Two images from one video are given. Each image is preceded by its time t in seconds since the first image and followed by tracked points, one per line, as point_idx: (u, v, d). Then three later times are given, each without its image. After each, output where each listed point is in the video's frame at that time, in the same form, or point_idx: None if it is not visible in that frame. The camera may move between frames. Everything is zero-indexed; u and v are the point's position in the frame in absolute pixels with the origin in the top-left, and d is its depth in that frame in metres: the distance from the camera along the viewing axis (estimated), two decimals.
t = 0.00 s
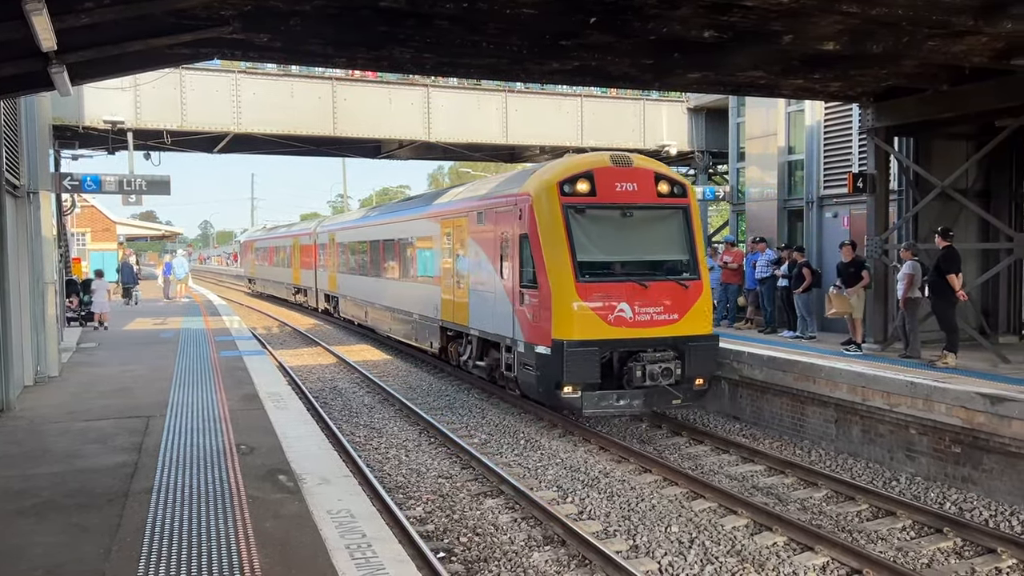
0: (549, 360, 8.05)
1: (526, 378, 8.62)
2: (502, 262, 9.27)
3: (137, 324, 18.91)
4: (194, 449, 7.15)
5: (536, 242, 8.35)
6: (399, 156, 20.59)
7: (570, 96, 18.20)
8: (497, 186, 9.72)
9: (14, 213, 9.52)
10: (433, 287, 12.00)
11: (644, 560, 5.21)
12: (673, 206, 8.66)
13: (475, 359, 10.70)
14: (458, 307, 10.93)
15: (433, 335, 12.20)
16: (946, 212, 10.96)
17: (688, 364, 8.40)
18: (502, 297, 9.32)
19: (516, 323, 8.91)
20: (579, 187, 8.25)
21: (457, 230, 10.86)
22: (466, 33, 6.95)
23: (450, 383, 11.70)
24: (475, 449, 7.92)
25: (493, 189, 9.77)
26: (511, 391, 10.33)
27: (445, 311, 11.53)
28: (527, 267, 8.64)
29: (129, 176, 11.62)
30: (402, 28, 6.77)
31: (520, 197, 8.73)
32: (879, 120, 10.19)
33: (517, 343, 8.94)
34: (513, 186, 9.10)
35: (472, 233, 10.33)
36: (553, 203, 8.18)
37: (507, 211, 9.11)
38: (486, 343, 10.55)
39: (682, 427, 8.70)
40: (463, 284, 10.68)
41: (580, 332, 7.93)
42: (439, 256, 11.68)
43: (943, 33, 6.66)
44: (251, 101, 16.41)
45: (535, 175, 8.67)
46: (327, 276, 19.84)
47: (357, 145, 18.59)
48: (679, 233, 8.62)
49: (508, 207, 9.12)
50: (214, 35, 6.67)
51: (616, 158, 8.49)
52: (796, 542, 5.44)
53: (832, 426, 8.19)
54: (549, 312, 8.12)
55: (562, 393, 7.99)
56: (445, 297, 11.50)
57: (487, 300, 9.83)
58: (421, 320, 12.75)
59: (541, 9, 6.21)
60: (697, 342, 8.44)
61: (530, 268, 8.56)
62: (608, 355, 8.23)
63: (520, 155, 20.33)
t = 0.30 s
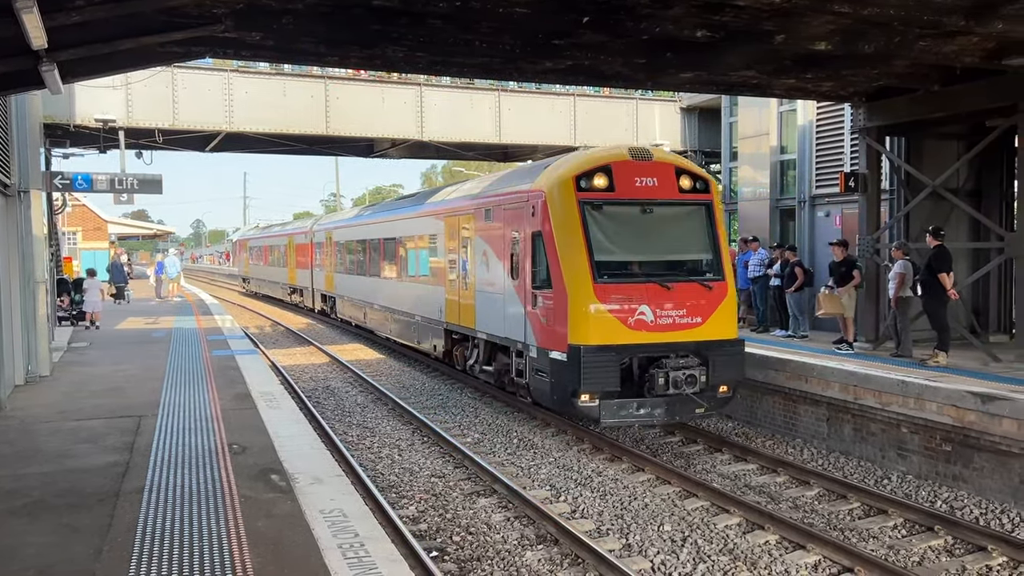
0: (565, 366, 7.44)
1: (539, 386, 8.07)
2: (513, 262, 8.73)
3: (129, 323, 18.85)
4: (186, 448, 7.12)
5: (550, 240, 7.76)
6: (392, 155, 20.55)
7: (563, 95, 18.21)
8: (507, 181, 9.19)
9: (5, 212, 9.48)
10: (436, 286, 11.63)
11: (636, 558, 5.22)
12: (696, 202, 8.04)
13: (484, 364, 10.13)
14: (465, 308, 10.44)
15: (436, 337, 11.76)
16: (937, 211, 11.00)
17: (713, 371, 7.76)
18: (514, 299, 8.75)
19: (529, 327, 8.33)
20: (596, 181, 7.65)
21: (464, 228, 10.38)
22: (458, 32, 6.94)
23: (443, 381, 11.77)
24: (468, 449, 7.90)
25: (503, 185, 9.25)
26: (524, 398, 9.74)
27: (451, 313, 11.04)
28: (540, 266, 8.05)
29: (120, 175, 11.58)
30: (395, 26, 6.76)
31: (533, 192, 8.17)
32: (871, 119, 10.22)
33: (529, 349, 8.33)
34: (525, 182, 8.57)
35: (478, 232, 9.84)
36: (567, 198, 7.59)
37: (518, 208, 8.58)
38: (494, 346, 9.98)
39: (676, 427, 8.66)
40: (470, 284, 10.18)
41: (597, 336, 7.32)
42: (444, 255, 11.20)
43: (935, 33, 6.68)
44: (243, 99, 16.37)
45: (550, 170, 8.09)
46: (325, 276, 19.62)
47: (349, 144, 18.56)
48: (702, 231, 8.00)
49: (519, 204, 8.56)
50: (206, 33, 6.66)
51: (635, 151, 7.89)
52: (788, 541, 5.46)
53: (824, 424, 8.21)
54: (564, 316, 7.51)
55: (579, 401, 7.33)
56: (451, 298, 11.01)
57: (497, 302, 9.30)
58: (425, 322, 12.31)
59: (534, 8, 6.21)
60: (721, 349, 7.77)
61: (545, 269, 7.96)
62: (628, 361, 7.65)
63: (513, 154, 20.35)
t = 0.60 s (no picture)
0: (585, 374, 6.95)
1: (554, 395, 7.56)
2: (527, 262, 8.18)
3: (119, 322, 18.78)
4: (177, 448, 7.09)
5: (567, 239, 7.25)
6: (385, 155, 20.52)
7: (556, 94, 18.22)
8: (518, 177, 8.64)
9: None
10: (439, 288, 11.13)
11: (628, 557, 5.22)
12: (722, 199, 7.57)
13: (493, 370, 9.58)
14: (471, 311, 9.89)
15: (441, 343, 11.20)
16: (928, 211, 11.04)
17: (741, 381, 7.30)
18: (526, 300, 8.21)
19: (545, 331, 7.79)
20: (617, 176, 7.16)
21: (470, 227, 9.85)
22: (451, 30, 6.93)
23: (436, 381, 11.78)
24: (460, 448, 7.90)
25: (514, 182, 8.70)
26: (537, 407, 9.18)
27: (456, 316, 10.48)
28: (557, 267, 7.51)
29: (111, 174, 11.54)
30: (387, 25, 6.74)
31: (549, 186, 7.64)
32: (862, 119, 10.25)
33: (544, 355, 7.79)
34: (539, 176, 8.04)
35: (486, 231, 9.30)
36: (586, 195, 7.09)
37: (531, 204, 8.04)
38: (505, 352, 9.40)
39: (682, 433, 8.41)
40: (478, 285, 9.64)
41: (618, 342, 6.84)
42: (449, 255, 10.66)
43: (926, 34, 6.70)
44: (235, 98, 16.32)
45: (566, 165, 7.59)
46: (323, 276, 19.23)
47: (341, 143, 18.53)
48: (729, 229, 7.53)
49: (533, 201, 8.01)
50: (197, 31, 6.64)
51: (657, 144, 7.41)
52: (779, 539, 5.47)
53: (815, 424, 8.24)
54: (583, 320, 7.01)
55: (600, 412, 6.85)
56: (456, 300, 10.44)
57: (507, 305, 8.74)
58: (428, 324, 11.76)
59: (526, 7, 6.20)
60: (750, 356, 7.32)
61: (561, 271, 7.45)
62: (652, 370, 7.16)
63: (506, 154, 20.35)
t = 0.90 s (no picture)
0: (610, 385, 6.43)
1: (574, 407, 7.04)
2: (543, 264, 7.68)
3: (110, 322, 18.71)
4: (166, 448, 7.07)
5: (589, 239, 6.74)
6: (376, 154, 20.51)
7: (548, 95, 18.22)
8: (525, 173, 8.29)
9: None
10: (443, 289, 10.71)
11: (618, 557, 5.23)
12: (755, 195, 7.09)
13: (503, 378, 9.05)
14: (480, 315, 9.38)
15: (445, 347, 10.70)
16: (918, 212, 11.07)
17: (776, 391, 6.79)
18: (543, 305, 7.69)
19: (564, 338, 7.26)
20: (643, 171, 6.68)
21: (478, 226, 9.38)
22: (443, 30, 6.92)
23: (428, 381, 11.74)
24: (452, 448, 7.89)
25: (519, 178, 8.36)
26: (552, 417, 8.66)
27: (464, 321, 9.99)
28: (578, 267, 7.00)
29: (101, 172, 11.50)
30: (379, 24, 6.72)
31: (568, 181, 7.13)
32: (853, 120, 10.28)
33: (563, 363, 7.28)
34: (555, 171, 7.56)
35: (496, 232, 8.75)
36: (609, 189, 6.60)
37: (548, 201, 7.55)
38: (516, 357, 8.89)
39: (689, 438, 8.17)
40: (487, 287, 9.12)
41: (647, 350, 6.32)
42: (455, 256, 10.18)
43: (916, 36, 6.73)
44: (226, 97, 16.28)
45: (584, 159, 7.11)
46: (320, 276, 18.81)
47: (333, 142, 18.50)
48: (761, 227, 7.06)
49: (550, 198, 7.51)
50: (188, 30, 6.61)
51: (684, 136, 6.94)
52: (769, 538, 5.48)
53: (806, 424, 8.28)
54: (607, 327, 6.49)
55: (625, 425, 6.30)
56: (464, 304, 9.94)
57: (521, 309, 8.22)
58: (433, 328, 11.25)
59: (518, 7, 6.20)
60: (785, 364, 6.82)
61: (582, 273, 6.94)
62: (681, 380, 6.67)
63: (498, 154, 20.34)
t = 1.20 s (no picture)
0: (640, 398, 5.89)
1: (599, 421, 6.51)
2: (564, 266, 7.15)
3: (99, 321, 18.63)
4: (155, 448, 7.04)
5: (618, 237, 6.17)
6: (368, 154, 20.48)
7: (540, 95, 18.23)
8: (529, 170, 8.01)
9: None
10: (450, 291, 10.25)
11: (609, 557, 5.23)
12: (794, 191, 6.56)
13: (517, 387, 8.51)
14: (493, 320, 8.85)
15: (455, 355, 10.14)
16: (907, 213, 11.13)
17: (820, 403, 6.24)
18: (563, 309, 7.16)
19: (588, 345, 6.71)
20: (676, 163, 6.12)
21: (489, 226, 8.87)
22: (435, 30, 6.91)
23: (419, 381, 11.73)
24: (443, 448, 7.89)
25: (520, 175, 8.17)
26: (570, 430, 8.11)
27: (474, 325, 9.45)
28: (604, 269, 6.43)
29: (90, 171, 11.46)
30: (370, 23, 6.71)
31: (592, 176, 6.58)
32: (843, 121, 10.31)
33: (586, 373, 6.74)
34: (575, 166, 7.07)
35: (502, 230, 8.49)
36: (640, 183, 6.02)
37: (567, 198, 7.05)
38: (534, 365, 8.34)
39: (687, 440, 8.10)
40: (500, 289, 8.60)
41: (681, 360, 5.77)
42: (464, 257, 9.67)
43: (905, 38, 6.77)
44: (217, 96, 16.22)
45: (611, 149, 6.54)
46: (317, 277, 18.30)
47: (324, 142, 18.45)
48: (801, 226, 6.53)
49: (571, 194, 6.97)
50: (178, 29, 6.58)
51: (720, 127, 6.38)
52: (759, 539, 5.49)
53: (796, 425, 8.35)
54: (637, 334, 5.93)
55: (657, 442, 5.77)
56: (475, 309, 9.40)
57: (538, 314, 7.69)
58: (439, 334, 10.72)
59: (510, 7, 6.19)
60: (829, 375, 6.28)
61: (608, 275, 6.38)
62: (717, 392, 6.15)
63: (490, 154, 20.34)
